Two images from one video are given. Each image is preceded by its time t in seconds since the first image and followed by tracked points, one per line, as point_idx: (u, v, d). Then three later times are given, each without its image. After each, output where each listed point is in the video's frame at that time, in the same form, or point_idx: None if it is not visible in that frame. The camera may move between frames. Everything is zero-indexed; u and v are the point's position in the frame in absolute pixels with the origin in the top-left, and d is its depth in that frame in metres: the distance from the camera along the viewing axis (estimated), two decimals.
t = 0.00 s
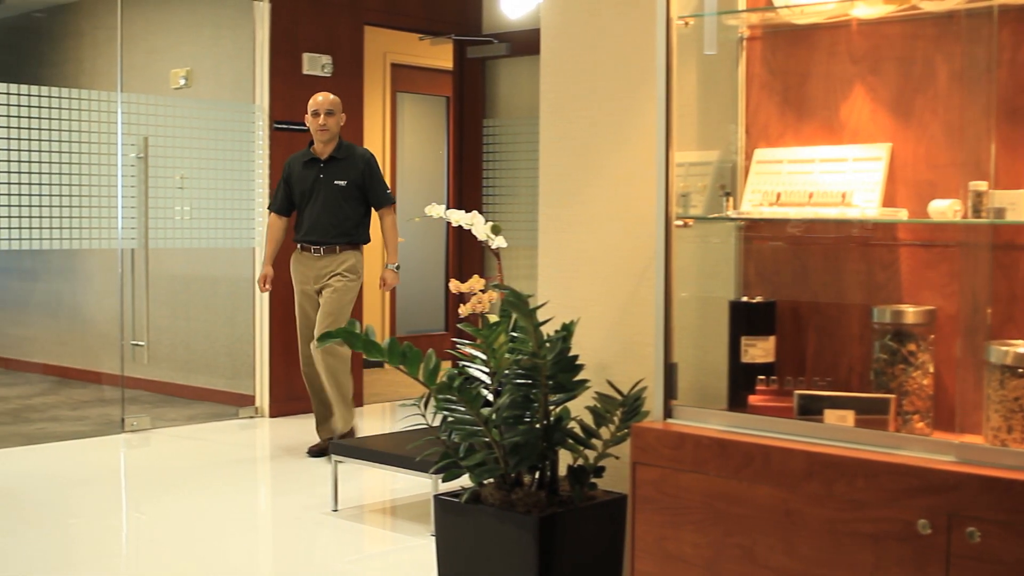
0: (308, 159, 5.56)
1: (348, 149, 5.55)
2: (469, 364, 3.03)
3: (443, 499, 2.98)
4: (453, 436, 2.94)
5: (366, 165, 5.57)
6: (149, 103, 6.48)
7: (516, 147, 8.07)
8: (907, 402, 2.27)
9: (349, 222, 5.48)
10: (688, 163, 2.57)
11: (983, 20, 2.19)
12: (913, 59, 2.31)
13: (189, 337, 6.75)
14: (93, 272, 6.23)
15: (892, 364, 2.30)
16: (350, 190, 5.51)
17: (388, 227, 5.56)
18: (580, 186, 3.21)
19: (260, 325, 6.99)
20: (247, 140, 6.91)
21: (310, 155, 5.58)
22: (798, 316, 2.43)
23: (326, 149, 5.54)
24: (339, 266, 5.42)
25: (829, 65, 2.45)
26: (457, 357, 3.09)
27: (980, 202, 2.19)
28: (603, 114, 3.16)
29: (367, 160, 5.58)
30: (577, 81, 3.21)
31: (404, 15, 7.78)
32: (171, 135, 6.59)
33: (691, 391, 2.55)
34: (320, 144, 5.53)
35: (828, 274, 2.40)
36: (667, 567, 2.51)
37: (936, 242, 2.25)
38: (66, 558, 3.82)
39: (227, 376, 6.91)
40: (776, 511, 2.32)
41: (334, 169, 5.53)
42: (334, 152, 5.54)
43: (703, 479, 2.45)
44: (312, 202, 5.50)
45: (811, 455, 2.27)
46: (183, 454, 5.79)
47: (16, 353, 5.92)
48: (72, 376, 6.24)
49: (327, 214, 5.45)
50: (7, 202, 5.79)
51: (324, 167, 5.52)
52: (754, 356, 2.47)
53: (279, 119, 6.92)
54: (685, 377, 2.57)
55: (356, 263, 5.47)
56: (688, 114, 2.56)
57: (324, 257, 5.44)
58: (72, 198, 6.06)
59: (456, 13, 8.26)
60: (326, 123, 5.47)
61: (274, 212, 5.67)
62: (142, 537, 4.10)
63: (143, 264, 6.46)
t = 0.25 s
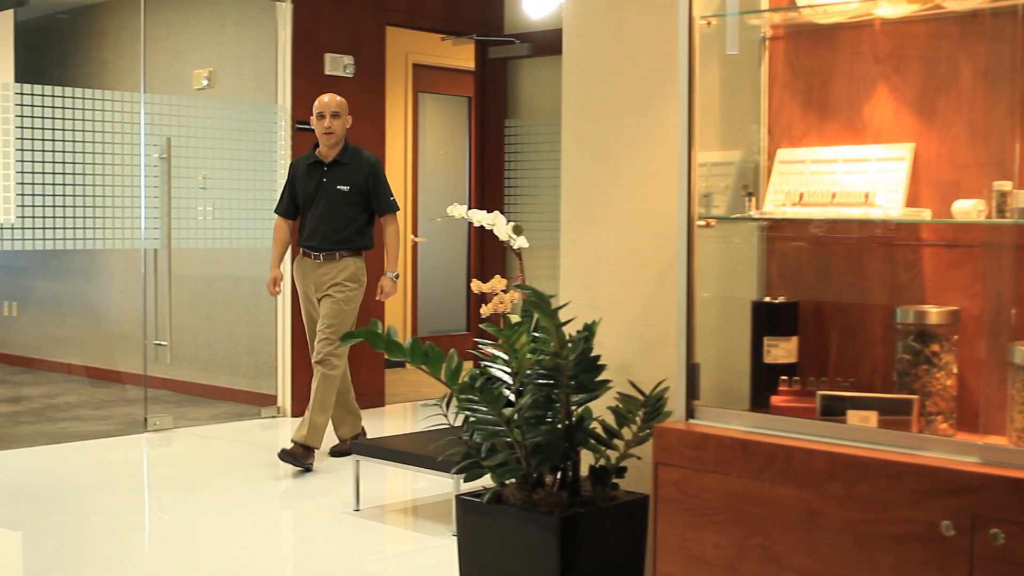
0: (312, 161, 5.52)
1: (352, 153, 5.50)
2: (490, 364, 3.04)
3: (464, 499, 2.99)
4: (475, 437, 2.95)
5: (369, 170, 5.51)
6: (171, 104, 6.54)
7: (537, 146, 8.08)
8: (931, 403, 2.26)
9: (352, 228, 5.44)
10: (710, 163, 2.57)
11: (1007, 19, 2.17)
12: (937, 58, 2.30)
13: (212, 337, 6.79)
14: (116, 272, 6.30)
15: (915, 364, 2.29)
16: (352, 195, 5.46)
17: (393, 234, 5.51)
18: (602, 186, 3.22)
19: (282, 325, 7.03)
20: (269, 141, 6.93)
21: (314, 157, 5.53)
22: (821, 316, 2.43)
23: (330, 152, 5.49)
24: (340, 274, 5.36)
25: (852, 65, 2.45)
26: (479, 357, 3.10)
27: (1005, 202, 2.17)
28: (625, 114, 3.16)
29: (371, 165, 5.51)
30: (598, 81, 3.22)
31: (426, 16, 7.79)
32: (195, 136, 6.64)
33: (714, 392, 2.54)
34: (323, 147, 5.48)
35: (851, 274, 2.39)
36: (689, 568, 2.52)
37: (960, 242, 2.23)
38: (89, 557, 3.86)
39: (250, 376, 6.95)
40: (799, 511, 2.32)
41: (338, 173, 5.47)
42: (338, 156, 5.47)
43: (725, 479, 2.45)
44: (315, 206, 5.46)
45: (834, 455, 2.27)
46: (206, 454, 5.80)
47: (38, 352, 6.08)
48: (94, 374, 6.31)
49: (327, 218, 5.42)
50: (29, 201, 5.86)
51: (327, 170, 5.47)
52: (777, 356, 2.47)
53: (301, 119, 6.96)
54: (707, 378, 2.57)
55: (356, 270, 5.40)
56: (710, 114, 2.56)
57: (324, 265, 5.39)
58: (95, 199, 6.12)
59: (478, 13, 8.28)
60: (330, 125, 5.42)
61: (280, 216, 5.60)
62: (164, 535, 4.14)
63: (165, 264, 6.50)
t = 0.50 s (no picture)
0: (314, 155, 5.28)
1: (355, 149, 5.25)
2: (511, 363, 3.05)
3: (485, 499, 3.00)
4: (495, 437, 2.96)
5: (370, 167, 5.25)
6: (193, 104, 6.58)
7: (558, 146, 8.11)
8: (953, 404, 2.26)
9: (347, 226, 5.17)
10: (731, 163, 2.60)
11: None
12: (960, 58, 2.30)
13: (232, 336, 6.83)
14: (138, 272, 6.35)
15: (938, 365, 2.28)
16: (350, 192, 5.19)
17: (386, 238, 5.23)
18: (623, 187, 3.22)
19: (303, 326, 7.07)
20: (291, 142, 6.98)
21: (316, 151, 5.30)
22: (843, 317, 2.42)
23: (334, 147, 5.27)
24: (334, 274, 5.11)
25: (874, 64, 2.44)
26: (499, 357, 3.11)
27: None
28: (645, 113, 3.16)
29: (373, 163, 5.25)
30: (618, 81, 3.22)
31: (448, 16, 7.77)
32: (216, 137, 6.69)
33: (733, 391, 2.57)
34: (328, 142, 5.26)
35: (874, 275, 2.38)
36: (711, 569, 2.52)
37: (982, 243, 2.22)
38: (113, 555, 3.90)
39: (271, 375, 6.99)
40: (821, 512, 2.33)
41: (338, 168, 5.22)
42: (340, 151, 5.24)
43: (747, 480, 2.46)
44: (312, 201, 5.22)
45: (857, 456, 2.27)
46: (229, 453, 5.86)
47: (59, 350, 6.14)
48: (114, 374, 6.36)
49: (325, 214, 5.17)
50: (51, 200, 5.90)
51: (328, 165, 5.23)
52: (798, 357, 2.47)
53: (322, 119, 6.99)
54: (728, 377, 2.60)
55: (352, 269, 5.15)
56: (732, 114, 2.58)
57: (318, 262, 5.15)
58: (117, 199, 6.17)
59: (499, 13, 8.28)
60: (332, 119, 5.19)
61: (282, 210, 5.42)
62: (184, 535, 4.17)
63: (187, 264, 6.55)
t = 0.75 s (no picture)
0: (320, 153, 5.18)
1: (360, 145, 5.13)
2: (535, 364, 3.06)
3: (509, 499, 3.01)
4: (519, 437, 2.97)
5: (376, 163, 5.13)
6: (217, 104, 6.59)
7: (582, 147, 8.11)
8: (979, 405, 2.25)
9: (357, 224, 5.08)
10: (757, 163, 2.60)
11: None
12: (986, 58, 2.29)
13: (261, 335, 6.85)
14: (164, 272, 6.43)
15: (964, 366, 2.27)
16: (357, 190, 5.09)
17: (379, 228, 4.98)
18: (647, 187, 3.22)
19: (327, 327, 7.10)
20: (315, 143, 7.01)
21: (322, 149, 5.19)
22: (868, 317, 2.41)
23: (339, 144, 5.15)
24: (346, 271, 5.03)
25: (899, 64, 2.43)
26: (523, 358, 3.13)
27: None
28: (669, 113, 3.16)
29: (378, 158, 5.12)
30: (642, 81, 3.23)
31: (471, 16, 7.79)
32: (241, 138, 6.72)
33: (758, 392, 2.58)
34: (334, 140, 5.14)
35: (899, 275, 2.37)
36: (735, 570, 2.53)
37: (1008, 243, 2.22)
38: (138, 554, 3.94)
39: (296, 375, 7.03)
40: (846, 514, 2.32)
41: (344, 166, 5.12)
42: (345, 148, 5.12)
43: (771, 481, 2.46)
44: (320, 200, 5.12)
45: (882, 457, 2.27)
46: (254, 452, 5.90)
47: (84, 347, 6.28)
48: (139, 374, 6.50)
49: (332, 214, 5.08)
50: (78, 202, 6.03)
51: (333, 163, 5.12)
52: (823, 357, 2.46)
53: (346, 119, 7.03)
54: (753, 377, 2.60)
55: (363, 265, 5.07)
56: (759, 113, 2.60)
57: (330, 260, 5.05)
58: (143, 199, 6.25)
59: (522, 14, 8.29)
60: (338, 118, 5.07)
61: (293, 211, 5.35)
62: (209, 534, 4.19)
63: (212, 264, 6.57)
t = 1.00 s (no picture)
0: (326, 155, 5.14)
1: (368, 145, 5.11)
2: (561, 365, 3.07)
3: (534, 500, 3.02)
4: (544, 437, 2.98)
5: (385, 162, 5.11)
6: (242, 105, 6.66)
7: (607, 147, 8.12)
8: (1007, 406, 2.23)
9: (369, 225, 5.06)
10: (783, 163, 2.61)
11: None
12: (1015, 56, 2.27)
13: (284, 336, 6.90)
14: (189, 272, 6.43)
15: (991, 367, 2.25)
16: (367, 190, 5.07)
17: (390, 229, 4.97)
18: (672, 188, 3.23)
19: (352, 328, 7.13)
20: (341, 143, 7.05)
21: (328, 150, 5.15)
22: (895, 318, 2.40)
23: (347, 145, 5.12)
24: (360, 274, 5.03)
25: (927, 63, 2.42)
26: (548, 358, 3.14)
27: None
28: (695, 113, 3.16)
29: (386, 158, 5.11)
30: (668, 81, 3.23)
31: (496, 17, 7.80)
32: (267, 138, 6.77)
33: (785, 392, 2.58)
34: (341, 140, 5.11)
35: (926, 276, 2.36)
36: (761, 570, 2.53)
37: None
38: (165, 552, 3.97)
39: (321, 375, 7.08)
40: (873, 515, 2.32)
41: (353, 167, 5.09)
42: (353, 149, 5.10)
43: (797, 482, 2.46)
44: (329, 202, 5.08)
45: (908, 458, 2.26)
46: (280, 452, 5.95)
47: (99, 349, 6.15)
48: (167, 374, 6.43)
49: (343, 215, 5.04)
50: (105, 202, 6.03)
51: (341, 165, 5.08)
52: (849, 358, 2.46)
53: (371, 120, 7.07)
54: (778, 378, 2.61)
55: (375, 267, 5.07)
56: (785, 112, 2.61)
57: (342, 263, 5.02)
58: (168, 198, 6.29)
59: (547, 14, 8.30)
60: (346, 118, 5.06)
61: (297, 215, 5.27)
62: (235, 533, 4.22)
63: (238, 264, 6.64)
